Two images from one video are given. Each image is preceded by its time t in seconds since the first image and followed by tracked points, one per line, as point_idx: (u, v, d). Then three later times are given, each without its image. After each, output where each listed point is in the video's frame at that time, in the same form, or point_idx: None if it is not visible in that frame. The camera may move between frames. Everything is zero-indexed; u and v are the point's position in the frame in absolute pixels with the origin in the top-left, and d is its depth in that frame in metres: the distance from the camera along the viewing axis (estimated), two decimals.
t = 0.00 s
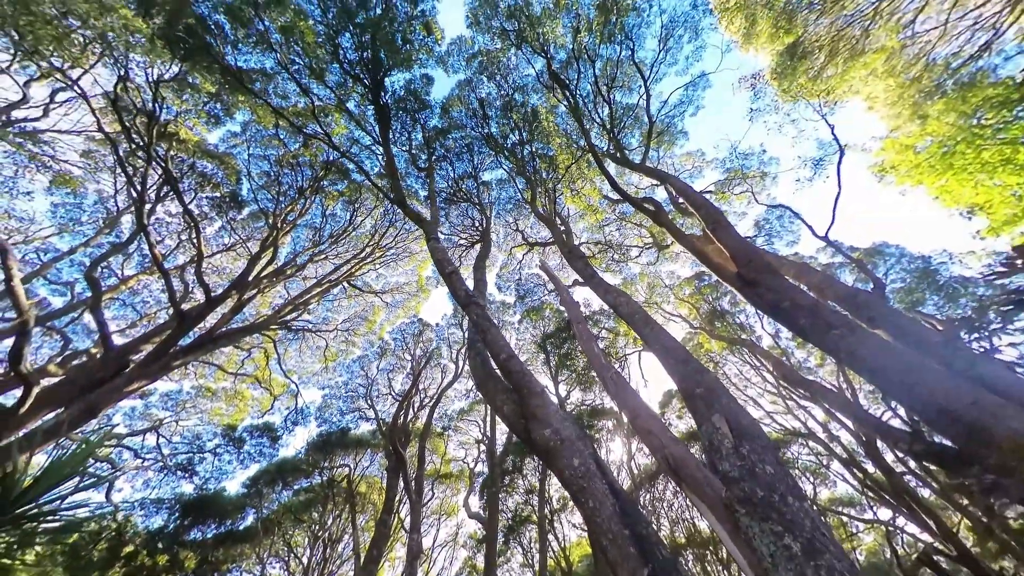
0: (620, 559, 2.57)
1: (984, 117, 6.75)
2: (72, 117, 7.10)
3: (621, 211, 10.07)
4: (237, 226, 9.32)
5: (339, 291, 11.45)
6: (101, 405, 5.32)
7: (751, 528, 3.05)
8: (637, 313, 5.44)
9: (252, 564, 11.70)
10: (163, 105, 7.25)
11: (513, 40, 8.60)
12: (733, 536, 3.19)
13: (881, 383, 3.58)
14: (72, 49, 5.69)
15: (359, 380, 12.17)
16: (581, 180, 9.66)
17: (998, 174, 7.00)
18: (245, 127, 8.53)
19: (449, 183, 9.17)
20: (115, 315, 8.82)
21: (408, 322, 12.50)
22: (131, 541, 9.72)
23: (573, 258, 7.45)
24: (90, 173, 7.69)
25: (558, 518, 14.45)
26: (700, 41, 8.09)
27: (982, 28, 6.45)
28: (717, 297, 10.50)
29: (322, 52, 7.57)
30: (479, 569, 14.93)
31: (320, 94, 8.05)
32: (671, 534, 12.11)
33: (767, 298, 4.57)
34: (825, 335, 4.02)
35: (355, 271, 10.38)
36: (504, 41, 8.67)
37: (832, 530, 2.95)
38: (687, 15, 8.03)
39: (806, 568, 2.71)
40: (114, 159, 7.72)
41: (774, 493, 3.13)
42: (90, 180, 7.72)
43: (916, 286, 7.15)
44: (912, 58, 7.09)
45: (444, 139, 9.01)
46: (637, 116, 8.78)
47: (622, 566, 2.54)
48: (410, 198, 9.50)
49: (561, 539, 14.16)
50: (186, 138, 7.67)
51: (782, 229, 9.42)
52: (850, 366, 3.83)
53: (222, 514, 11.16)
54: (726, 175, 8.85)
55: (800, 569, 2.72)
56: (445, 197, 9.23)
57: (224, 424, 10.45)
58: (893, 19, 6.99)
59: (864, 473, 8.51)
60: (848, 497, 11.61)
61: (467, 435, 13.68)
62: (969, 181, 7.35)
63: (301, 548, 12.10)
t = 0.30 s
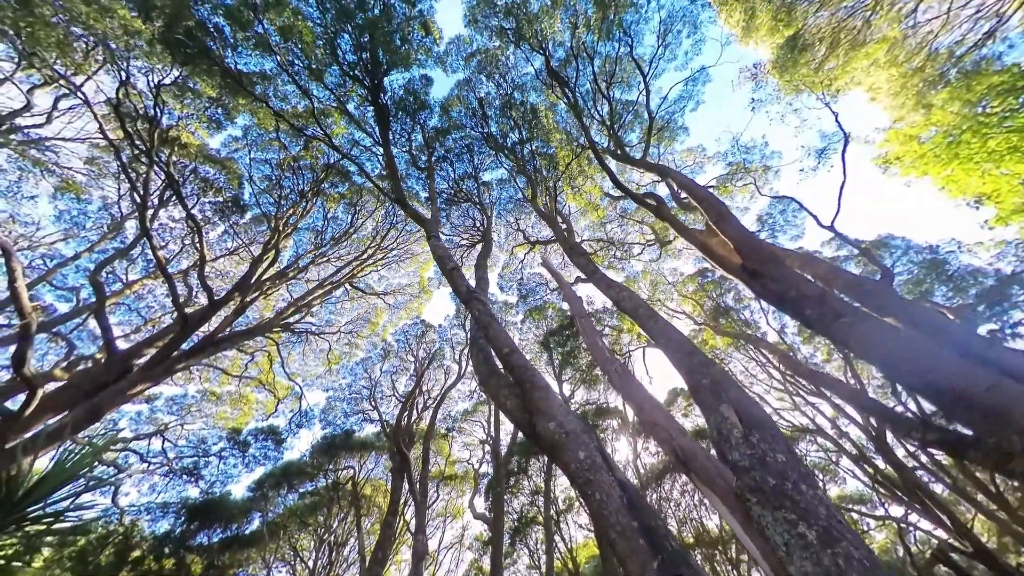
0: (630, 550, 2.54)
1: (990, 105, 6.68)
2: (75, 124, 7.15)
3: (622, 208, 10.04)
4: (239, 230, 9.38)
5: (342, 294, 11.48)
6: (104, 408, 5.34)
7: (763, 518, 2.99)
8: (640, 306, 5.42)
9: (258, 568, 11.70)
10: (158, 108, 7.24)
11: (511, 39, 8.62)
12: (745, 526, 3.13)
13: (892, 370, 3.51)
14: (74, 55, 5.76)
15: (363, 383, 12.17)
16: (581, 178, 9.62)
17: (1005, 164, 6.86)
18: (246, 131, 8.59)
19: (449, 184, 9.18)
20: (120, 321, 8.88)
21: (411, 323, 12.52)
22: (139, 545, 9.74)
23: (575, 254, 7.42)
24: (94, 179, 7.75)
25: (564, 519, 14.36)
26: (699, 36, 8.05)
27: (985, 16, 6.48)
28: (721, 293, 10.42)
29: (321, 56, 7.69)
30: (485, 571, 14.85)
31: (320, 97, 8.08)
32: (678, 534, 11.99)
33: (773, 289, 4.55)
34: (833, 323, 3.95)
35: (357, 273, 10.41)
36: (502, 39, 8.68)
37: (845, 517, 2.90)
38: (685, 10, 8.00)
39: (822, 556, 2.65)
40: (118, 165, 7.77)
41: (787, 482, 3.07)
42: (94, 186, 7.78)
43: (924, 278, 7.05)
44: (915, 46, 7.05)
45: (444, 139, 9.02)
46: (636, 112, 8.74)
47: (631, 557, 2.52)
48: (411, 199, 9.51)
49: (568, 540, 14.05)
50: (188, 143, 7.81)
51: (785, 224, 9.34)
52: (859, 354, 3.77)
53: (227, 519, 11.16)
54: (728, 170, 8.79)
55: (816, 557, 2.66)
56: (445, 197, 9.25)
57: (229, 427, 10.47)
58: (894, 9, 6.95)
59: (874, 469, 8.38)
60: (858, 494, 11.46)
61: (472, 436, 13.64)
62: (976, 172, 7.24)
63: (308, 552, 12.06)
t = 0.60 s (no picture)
0: (647, 523, 2.51)
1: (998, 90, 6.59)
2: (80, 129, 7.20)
3: (624, 203, 9.99)
4: (243, 232, 9.43)
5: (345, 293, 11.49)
6: (111, 403, 5.34)
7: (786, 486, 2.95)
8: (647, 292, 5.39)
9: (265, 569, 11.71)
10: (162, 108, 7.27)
11: (511, 34, 8.62)
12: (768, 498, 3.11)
13: (909, 344, 3.51)
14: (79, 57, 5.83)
15: (368, 382, 12.15)
16: (583, 173, 9.58)
17: (1013, 149, 6.81)
18: (249, 132, 8.64)
19: (451, 181, 9.19)
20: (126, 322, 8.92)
21: (415, 322, 12.51)
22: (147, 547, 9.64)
23: (578, 246, 7.36)
24: (99, 182, 7.79)
25: (571, 518, 14.26)
26: (699, 27, 8.02)
27: None
28: (725, 287, 10.34)
29: (323, 52, 7.66)
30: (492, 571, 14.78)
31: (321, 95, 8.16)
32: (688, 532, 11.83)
33: (782, 270, 4.44)
34: (847, 300, 3.90)
35: (359, 272, 10.42)
36: (502, 35, 8.70)
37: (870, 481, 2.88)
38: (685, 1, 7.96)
39: (851, 519, 2.62)
40: (123, 168, 7.81)
41: (809, 450, 3.01)
42: (99, 189, 7.83)
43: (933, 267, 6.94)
44: (919, 31, 6.96)
45: (445, 136, 9.04)
46: (637, 105, 8.70)
47: (649, 529, 2.48)
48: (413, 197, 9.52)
49: (575, 539, 13.95)
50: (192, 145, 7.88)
51: (790, 216, 9.25)
52: (875, 331, 3.72)
53: (235, 519, 11.18)
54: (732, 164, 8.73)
55: (845, 520, 2.63)
56: (447, 195, 9.26)
57: (235, 428, 10.48)
58: None
59: (886, 462, 8.24)
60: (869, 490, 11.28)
61: (477, 435, 13.58)
62: (983, 157, 7.16)
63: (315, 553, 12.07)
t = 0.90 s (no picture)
0: (676, 490, 2.55)
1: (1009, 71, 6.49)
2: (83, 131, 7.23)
3: (628, 198, 9.92)
4: (247, 232, 9.45)
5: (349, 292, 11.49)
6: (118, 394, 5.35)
7: (824, 444, 2.94)
8: (660, 275, 5.48)
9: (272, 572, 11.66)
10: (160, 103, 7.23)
11: (511, 26, 8.60)
12: (802, 460, 3.06)
13: (945, 311, 3.33)
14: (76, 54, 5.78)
15: (373, 381, 12.15)
16: (586, 166, 9.50)
17: None
18: (251, 132, 8.66)
19: (454, 178, 9.18)
20: (130, 323, 8.93)
21: (419, 321, 12.47)
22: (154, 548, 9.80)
23: (585, 236, 7.25)
24: (101, 183, 7.85)
25: (579, 517, 14.12)
26: (701, 15, 7.95)
27: None
28: (732, 280, 10.21)
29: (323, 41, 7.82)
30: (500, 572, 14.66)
31: (324, 91, 8.30)
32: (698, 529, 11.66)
33: (797, 244, 4.36)
34: (870, 273, 3.81)
35: (362, 269, 10.40)
36: (503, 28, 8.71)
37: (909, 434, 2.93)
38: None
39: (900, 472, 2.63)
40: (125, 168, 7.87)
41: (848, 411, 3.04)
42: (102, 190, 7.88)
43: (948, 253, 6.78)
44: (928, 12, 6.69)
45: (447, 132, 9.04)
46: (640, 95, 8.57)
47: (678, 494, 2.54)
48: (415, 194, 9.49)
49: (584, 538, 13.81)
50: (192, 143, 7.92)
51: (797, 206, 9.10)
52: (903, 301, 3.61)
53: (241, 520, 11.15)
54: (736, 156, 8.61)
55: (894, 474, 2.63)
56: (450, 191, 9.24)
57: (240, 428, 10.47)
58: None
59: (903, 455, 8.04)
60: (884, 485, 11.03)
61: (483, 434, 13.52)
62: (997, 140, 7.09)
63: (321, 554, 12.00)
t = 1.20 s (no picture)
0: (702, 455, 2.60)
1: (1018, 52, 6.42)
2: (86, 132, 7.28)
3: (631, 191, 9.83)
4: (249, 232, 9.45)
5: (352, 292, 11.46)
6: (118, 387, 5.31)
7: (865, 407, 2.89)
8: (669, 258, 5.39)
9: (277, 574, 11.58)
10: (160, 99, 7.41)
11: (510, 20, 8.56)
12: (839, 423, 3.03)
13: (978, 277, 3.27)
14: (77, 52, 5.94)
15: (376, 380, 12.12)
16: (587, 158, 9.37)
17: None
18: (252, 130, 8.65)
19: (455, 175, 9.16)
20: (134, 324, 8.92)
21: (422, 319, 12.40)
22: (160, 550, 9.88)
23: (590, 226, 7.15)
24: (104, 184, 7.85)
25: (586, 516, 13.96)
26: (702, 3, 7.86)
27: None
28: (738, 273, 10.07)
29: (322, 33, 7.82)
30: (508, 573, 14.51)
31: (324, 88, 8.28)
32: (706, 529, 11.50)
33: (812, 221, 4.33)
34: (894, 242, 3.75)
35: (365, 267, 10.36)
36: (502, 22, 8.67)
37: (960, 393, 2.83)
38: None
39: (963, 432, 2.48)
40: (128, 169, 7.87)
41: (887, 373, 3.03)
42: (105, 191, 7.89)
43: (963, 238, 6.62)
44: None
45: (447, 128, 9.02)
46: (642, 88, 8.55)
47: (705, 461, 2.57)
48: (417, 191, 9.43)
49: (592, 538, 13.63)
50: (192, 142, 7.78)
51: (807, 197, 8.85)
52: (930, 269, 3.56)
53: (247, 521, 11.11)
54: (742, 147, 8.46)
55: (955, 433, 2.50)
56: (452, 188, 9.21)
57: (244, 428, 10.46)
58: None
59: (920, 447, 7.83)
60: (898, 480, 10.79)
61: (488, 433, 13.43)
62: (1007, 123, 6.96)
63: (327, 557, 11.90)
